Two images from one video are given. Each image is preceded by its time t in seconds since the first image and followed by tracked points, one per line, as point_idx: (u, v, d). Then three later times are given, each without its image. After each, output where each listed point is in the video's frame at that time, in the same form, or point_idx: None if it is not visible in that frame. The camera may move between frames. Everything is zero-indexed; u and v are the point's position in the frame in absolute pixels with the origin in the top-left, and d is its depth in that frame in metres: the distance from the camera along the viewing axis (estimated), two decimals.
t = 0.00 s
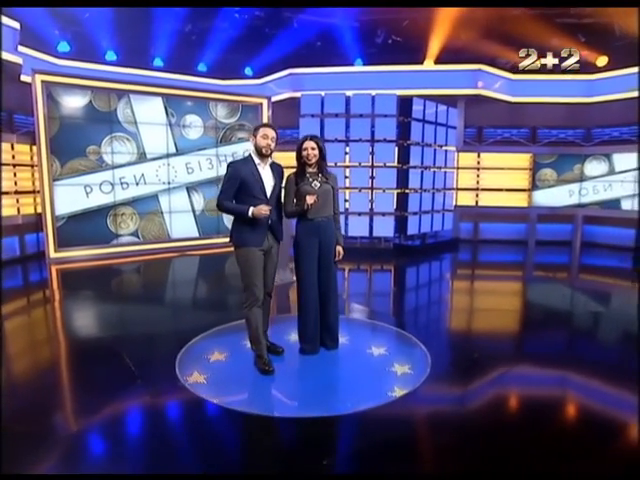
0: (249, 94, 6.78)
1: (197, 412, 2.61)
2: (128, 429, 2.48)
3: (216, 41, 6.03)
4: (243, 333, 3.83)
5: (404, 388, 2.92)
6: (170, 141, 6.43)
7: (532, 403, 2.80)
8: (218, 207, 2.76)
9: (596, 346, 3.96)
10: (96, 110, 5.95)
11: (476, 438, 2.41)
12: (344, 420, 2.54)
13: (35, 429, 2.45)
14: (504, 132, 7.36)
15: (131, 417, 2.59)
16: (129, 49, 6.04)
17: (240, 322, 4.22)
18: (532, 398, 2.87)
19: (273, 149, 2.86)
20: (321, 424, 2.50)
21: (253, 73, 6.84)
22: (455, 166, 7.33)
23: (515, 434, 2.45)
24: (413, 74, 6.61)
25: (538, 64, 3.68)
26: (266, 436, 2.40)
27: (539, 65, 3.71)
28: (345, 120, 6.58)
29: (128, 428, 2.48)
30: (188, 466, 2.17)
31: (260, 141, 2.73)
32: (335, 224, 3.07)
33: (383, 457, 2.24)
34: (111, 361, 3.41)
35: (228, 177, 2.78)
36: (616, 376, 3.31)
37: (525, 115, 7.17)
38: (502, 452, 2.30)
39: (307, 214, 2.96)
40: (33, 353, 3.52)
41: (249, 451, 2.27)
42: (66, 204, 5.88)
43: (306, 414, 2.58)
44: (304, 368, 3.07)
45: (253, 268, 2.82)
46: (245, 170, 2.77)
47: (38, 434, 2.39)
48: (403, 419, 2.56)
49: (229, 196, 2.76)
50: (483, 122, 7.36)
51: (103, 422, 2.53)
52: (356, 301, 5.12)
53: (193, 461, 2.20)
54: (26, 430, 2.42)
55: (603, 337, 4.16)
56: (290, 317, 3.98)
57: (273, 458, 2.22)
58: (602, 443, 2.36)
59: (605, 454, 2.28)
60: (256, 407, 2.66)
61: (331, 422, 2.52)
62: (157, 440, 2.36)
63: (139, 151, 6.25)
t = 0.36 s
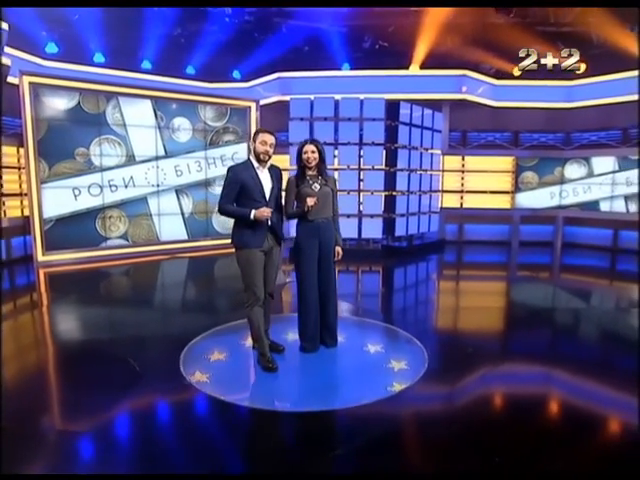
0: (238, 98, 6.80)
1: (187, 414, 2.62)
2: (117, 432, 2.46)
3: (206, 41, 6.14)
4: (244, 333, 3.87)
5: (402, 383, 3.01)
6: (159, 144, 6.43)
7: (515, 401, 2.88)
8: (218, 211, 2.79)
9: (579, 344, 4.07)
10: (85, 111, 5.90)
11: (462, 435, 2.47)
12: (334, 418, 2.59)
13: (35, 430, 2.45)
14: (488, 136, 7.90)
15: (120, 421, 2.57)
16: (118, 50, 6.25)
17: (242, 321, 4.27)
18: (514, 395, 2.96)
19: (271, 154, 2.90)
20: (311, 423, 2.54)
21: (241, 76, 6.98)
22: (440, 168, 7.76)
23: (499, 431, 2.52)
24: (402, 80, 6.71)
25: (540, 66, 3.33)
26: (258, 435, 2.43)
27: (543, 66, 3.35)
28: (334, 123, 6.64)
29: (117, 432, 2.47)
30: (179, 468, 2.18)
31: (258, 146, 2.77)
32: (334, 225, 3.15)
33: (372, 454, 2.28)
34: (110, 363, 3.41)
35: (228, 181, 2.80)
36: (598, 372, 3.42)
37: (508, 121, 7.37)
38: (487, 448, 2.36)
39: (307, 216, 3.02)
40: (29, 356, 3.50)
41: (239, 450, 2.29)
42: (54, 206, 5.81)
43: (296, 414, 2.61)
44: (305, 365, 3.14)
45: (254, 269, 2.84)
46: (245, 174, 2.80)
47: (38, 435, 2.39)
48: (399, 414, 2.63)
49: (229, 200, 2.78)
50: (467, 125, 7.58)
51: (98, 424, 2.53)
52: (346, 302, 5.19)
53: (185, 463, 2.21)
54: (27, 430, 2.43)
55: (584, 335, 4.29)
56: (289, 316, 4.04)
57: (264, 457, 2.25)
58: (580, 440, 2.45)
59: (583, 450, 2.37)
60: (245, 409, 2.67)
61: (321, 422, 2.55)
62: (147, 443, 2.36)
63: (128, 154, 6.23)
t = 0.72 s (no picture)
0: (226, 101, 6.81)
1: (177, 415, 2.62)
2: (104, 435, 2.45)
3: (197, 44, 6.63)
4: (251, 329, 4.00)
5: (399, 377, 3.11)
6: (148, 146, 6.40)
7: (499, 395, 2.96)
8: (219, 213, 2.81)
9: (561, 340, 4.18)
10: (72, 114, 5.82)
11: (445, 429, 2.52)
12: (321, 416, 2.61)
13: (34, 434, 2.43)
14: (471, 139, 7.65)
15: (107, 423, 2.55)
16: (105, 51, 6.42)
17: (237, 322, 4.31)
18: (497, 390, 3.04)
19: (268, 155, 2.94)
20: (300, 421, 2.56)
21: (229, 81, 7.22)
22: (425, 171, 7.43)
23: (482, 424, 2.59)
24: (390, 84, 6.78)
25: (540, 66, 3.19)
26: (249, 434, 2.44)
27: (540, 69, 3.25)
28: (322, 127, 6.53)
29: (104, 434, 2.45)
30: (180, 465, 2.19)
31: (254, 147, 2.81)
32: (331, 226, 3.22)
33: (358, 449, 2.31)
34: (106, 365, 3.40)
35: (229, 184, 2.85)
36: (580, 367, 3.52)
37: (490, 125, 7.70)
38: (471, 441, 2.41)
39: (307, 217, 3.10)
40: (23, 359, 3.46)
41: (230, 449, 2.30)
42: (42, 209, 5.74)
43: (285, 412, 2.63)
44: (305, 362, 3.20)
45: (255, 268, 2.87)
46: (245, 176, 2.85)
47: (34, 438, 2.39)
48: (392, 410, 2.69)
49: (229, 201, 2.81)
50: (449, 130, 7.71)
51: (97, 424, 2.54)
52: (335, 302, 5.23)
53: (175, 462, 2.21)
54: (26, 435, 2.41)
55: (565, 331, 4.39)
56: (283, 314, 4.10)
57: (255, 454, 2.27)
58: (560, 431, 2.52)
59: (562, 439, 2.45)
60: (233, 408, 2.68)
61: (309, 419, 2.58)
62: (136, 445, 2.35)
63: (116, 156, 6.18)
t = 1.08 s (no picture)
0: (213, 103, 6.83)
1: (168, 417, 2.61)
2: (91, 438, 2.41)
3: (182, 48, 6.79)
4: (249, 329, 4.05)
5: (394, 372, 3.21)
6: (135, 148, 6.38)
7: (482, 391, 3.02)
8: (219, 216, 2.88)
9: (541, 338, 4.30)
10: (59, 116, 5.76)
11: (430, 426, 2.55)
12: (309, 414, 2.62)
13: (35, 436, 2.41)
14: (454, 143, 7.81)
15: (94, 426, 2.52)
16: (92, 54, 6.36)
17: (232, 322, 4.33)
18: (482, 387, 3.10)
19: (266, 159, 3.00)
20: (286, 420, 2.56)
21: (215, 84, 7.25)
22: (409, 173, 7.55)
23: (467, 420, 2.63)
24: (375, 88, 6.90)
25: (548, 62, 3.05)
26: (238, 433, 2.44)
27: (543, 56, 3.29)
28: (310, 130, 6.61)
29: (92, 437, 2.41)
30: (180, 462, 2.21)
31: (252, 153, 2.87)
32: (327, 226, 3.31)
33: (344, 446, 2.33)
34: (102, 366, 3.39)
35: (228, 187, 2.92)
36: (561, 363, 3.64)
37: (471, 129, 7.98)
38: (459, 437, 2.45)
39: (304, 218, 3.18)
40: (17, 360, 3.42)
41: (217, 449, 2.29)
42: (28, 211, 5.67)
43: (275, 410, 2.65)
44: (302, 358, 3.27)
45: (255, 269, 2.94)
46: (244, 180, 2.92)
47: (32, 440, 2.37)
48: (380, 408, 2.72)
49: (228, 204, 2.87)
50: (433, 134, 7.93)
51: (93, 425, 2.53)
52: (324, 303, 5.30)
53: (164, 463, 2.20)
54: (27, 437, 2.39)
55: (546, 328, 4.55)
56: (278, 313, 4.14)
57: (244, 452, 2.27)
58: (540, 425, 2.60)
59: (542, 433, 2.51)
60: (221, 410, 2.68)
61: (297, 418, 2.58)
62: (126, 447, 2.32)
63: (103, 159, 6.14)
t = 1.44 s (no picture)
0: (200, 107, 6.87)
1: (158, 418, 2.60)
2: (77, 441, 2.38)
3: (169, 51, 6.78)
4: (245, 329, 4.10)
5: (388, 367, 3.33)
6: (122, 151, 6.37)
7: (466, 387, 3.09)
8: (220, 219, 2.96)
9: (522, 335, 4.39)
10: (45, 117, 5.72)
11: (415, 423, 2.58)
12: (297, 412, 2.65)
13: (37, 436, 2.42)
14: (437, 146, 8.03)
15: (81, 429, 2.50)
16: (80, 57, 6.37)
17: (228, 322, 4.37)
18: (470, 381, 3.18)
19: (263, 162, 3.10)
20: (274, 420, 2.57)
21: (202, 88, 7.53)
22: (394, 177, 7.66)
23: (451, 416, 2.67)
24: (361, 93, 7.01)
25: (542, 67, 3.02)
26: (226, 434, 2.44)
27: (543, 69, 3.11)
28: (297, 134, 6.67)
29: (78, 441, 2.38)
30: (181, 458, 2.23)
31: (250, 156, 2.98)
32: (322, 228, 3.40)
33: (331, 444, 2.34)
34: (98, 367, 3.40)
35: (228, 191, 3.00)
36: (544, 355, 3.82)
37: (453, 133, 8.17)
38: (448, 431, 2.50)
39: (300, 220, 3.27)
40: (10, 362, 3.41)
41: (206, 449, 2.29)
42: (14, 214, 5.61)
43: (264, 410, 2.67)
44: (300, 356, 3.36)
45: (255, 270, 3.03)
46: (244, 184, 3.00)
47: (31, 441, 2.37)
48: (368, 407, 2.74)
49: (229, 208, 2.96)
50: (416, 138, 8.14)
51: (88, 425, 2.53)
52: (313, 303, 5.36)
53: (153, 464, 2.19)
54: (30, 437, 2.40)
55: (528, 324, 4.73)
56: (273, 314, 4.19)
57: (233, 452, 2.27)
58: (523, 418, 2.66)
59: (524, 426, 2.57)
60: (209, 411, 2.67)
61: (284, 417, 2.60)
62: (124, 446, 2.33)
63: (90, 161, 6.10)
